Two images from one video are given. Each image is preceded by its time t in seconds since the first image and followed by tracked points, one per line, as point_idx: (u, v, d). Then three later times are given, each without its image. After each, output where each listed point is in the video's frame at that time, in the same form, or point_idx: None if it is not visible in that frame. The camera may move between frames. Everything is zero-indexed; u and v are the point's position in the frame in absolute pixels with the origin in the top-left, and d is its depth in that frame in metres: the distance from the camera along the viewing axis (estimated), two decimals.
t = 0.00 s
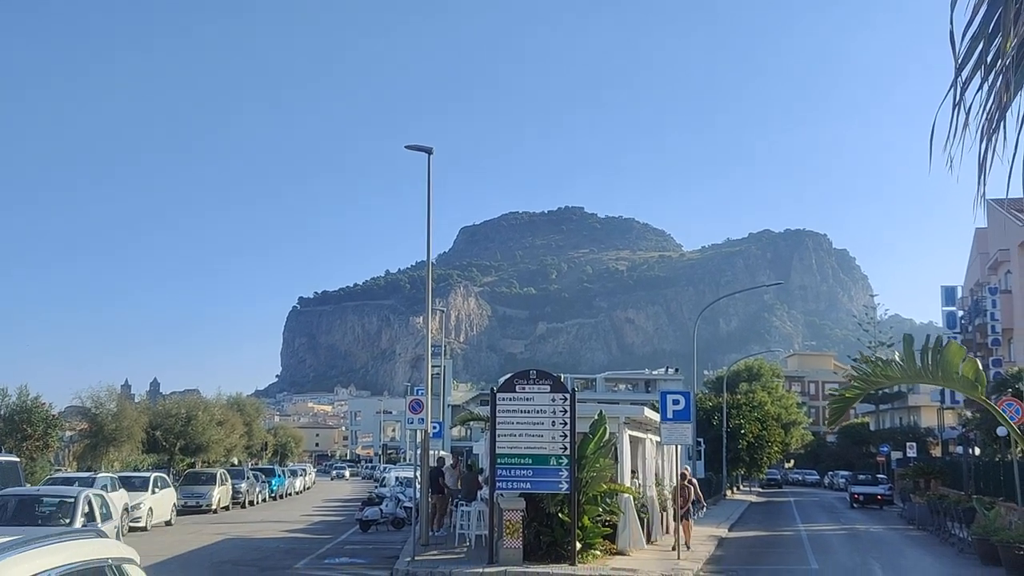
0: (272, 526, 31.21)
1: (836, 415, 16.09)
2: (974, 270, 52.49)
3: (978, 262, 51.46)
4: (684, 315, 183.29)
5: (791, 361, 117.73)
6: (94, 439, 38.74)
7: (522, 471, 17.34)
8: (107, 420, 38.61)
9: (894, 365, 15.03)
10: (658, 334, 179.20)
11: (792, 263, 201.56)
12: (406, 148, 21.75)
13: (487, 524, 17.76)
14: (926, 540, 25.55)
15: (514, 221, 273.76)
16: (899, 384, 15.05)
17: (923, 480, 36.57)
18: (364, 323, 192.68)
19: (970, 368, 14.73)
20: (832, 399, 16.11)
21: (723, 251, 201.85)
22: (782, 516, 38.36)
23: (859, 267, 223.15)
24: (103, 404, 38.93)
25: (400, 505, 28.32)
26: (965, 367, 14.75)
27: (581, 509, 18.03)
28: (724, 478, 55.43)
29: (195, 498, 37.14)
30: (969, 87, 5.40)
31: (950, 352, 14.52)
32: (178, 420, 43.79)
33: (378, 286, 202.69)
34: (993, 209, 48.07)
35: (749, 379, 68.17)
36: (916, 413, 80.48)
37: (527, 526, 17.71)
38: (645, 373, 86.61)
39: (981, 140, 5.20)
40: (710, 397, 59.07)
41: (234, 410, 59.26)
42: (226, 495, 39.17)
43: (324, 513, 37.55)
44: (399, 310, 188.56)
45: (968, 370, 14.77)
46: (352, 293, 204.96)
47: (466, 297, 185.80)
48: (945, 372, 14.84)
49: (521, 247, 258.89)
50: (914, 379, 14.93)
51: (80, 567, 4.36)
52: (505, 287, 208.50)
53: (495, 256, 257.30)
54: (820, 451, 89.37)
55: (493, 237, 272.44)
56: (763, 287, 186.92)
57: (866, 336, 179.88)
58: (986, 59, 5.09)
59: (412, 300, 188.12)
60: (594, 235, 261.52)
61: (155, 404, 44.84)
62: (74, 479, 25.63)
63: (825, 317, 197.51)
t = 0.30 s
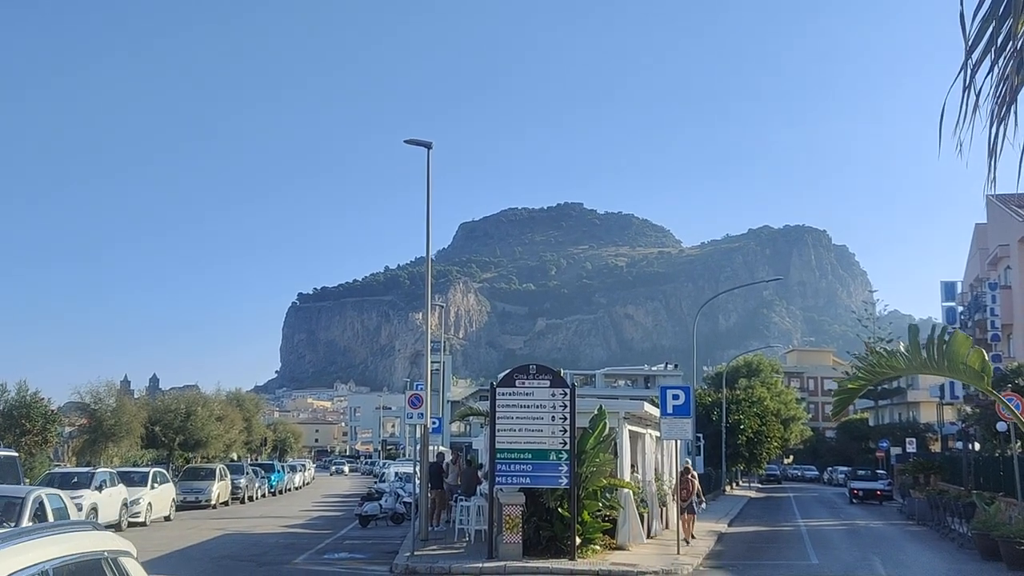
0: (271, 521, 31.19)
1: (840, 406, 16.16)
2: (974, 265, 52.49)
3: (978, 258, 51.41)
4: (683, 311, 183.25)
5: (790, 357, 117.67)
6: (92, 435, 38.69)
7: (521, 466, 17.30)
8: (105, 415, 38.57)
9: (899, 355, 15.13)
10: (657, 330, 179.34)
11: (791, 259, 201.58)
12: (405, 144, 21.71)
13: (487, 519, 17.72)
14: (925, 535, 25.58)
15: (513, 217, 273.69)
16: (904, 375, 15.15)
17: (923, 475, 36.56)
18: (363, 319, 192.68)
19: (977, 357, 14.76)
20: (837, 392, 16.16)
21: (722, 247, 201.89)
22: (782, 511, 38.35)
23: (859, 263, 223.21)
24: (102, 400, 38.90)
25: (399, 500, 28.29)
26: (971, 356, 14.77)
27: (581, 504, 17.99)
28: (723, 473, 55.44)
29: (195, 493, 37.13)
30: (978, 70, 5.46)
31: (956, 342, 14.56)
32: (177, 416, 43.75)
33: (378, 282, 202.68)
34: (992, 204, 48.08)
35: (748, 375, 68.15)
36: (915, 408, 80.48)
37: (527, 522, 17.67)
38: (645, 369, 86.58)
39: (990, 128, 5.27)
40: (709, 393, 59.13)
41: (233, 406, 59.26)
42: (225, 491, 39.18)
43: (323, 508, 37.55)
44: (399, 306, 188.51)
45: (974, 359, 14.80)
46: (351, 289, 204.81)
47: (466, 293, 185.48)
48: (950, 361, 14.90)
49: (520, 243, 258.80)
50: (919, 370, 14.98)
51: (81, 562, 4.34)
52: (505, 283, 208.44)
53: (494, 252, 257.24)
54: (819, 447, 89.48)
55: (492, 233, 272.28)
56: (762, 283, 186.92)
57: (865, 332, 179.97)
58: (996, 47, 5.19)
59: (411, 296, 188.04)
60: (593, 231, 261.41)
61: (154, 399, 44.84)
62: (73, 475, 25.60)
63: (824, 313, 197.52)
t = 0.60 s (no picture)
0: (272, 518, 31.10)
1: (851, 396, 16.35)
2: (977, 263, 52.32)
3: (981, 255, 51.24)
4: (686, 309, 183.04)
5: (793, 355, 117.45)
6: (94, 431, 38.59)
7: (524, 463, 17.20)
8: (107, 412, 38.54)
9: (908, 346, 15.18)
10: (660, 328, 179.20)
11: (794, 257, 201.38)
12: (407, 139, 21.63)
13: (489, 516, 17.59)
14: (929, 532, 25.49)
15: (516, 215, 273.51)
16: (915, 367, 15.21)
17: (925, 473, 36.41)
18: (366, 317, 192.63)
19: (990, 348, 14.72)
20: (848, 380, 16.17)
21: (725, 245, 201.63)
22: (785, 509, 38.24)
23: (861, 261, 222.98)
24: (103, 397, 38.86)
25: (401, 497, 28.20)
26: (984, 348, 14.76)
27: (583, 501, 17.89)
28: (725, 471, 55.23)
29: (196, 490, 37.01)
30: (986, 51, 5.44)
31: (969, 332, 14.54)
32: (179, 412, 43.68)
33: (380, 280, 202.48)
34: (997, 201, 47.89)
35: (750, 372, 67.97)
36: (918, 406, 80.34)
37: (528, 518, 17.59)
38: (647, 366, 86.45)
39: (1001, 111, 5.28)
40: (711, 390, 59.06)
41: (235, 403, 59.32)
42: (227, 487, 39.13)
43: (326, 505, 37.49)
44: (401, 304, 188.28)
45: (988, 350, 14.75)
46: (354, 287, 204.61)
47: (468, 291, 185.35)
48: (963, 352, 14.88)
49: (523, 241, 258.60)
50: (931, 360, 14.99)
51: (68, 561, 4.25)
52: (507, 280, 208.21)
53: (497, 250, 257.22)
54: (822, 444, 89.43)
55: (495, 231, 272.16)
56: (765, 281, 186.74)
57: (868, 330, 179.71)
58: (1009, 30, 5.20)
59: (414, 294, 187.71)
60: (595, 229, 261.29)
61: (156, 396, 44.77)
62: (72, 472, 25.56)
63: (826, 311, 197.27)
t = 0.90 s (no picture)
0: (273, 520, 30.93)
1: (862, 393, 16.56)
2: (980, 263, 52.17)
3: (985, 256, 51.03)
4: (689, 310, 182.85)
5: (796, 356, 117.14)
6: (94, 432, 38.44)
7: (525, 464, 17.02)
8: (107, 413, 38.39)
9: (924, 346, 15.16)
10: (662, 329, 179.11)
11: (797, 258, 201.06)
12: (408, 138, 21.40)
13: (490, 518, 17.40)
14: (934, 535, 25.29)
15: (519, 216, 273.28)
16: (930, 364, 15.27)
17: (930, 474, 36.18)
18: (368, 318, 192.57)
19: (1008, 347, 14.84)
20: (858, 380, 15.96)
21: (728, 246, 201.33)
22: (788, 511, 37.98)
23: (864, 262, 222.66)
24: (104, 397, 38.70)
25: (402, 499, 28.02)
26: (1003, 346, 14.85)
27: (585, 503, 17.70)
28: (728, 472, 55.05)
29: (197, 491, 36.88)
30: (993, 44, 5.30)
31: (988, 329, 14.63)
32: (179, 413, 43.52)
33: (383, 281, 202.35)
34: (1001, 202, 47.65)
35: (754, 373, 67.71)
36: (922, 407, 80.15)
37: (530, 521, 17.40)
38: (650, 367, 86.20)
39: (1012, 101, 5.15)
40: (714, 391, 58.94)
41: (237, 403, 59.30)
42: (228, 488, 39.00)
43: (327, 507, 37.36)
44: (404, 305, 188.17)
45: (1006, 349, 14.87)
46: (357, 287, 204.53)
47: (471, 292, 185.24)
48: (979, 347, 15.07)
49: (525, 242, 258.36)
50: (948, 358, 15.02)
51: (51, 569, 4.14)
52: (509, 281, 208.01)
53: (499, 251, 257.08)
54: (826, 446, 89.24)
55: (497, 232, 271.94)
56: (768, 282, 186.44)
57: (871, 331, 179.42)
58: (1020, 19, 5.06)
59: (416, 295, 187.49)
60: (598, 230, 261.13)
61: (157, 397, 44.59)
62: (71, 473, 25.40)
63: (829, 312, 196.93)
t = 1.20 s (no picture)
0: (269, 519, 30.79)
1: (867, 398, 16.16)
2: (979, 260, 52.03)
3: (984, 253, 50.91)
4: (686, 307, 182.84)
5: (794, 354, 117.05)
6: (90, 432, 38.22)
7: (523, 464, 16.85)
8: (103, 412, 38.20)
9: (944, 335, 14.79)
10: (660, 327, 179.02)
11: (794, 256, 201.07)
12: (405, 134, 21.24)
13: (488, 517, 17.20)
14: (934, 533, 25.19)
15: (516, 215, 273.10)
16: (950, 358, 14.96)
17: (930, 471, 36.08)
18: (366, 316, 192.20)
19: None
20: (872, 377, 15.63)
21: (725, 244, 201.37)
22: (787, 509, 37.89)
23: (862, 260, 222.85)
24: (99, 396, 38.51)
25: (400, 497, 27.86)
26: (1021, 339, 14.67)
27: (584, 502, 17.52)
28: (727, 471, 54.94)
29: (194, 490, 36.64)
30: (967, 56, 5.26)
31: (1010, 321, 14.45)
32: (176, 412, 43.30)
33: (380, 280, 201.89)
34: (1000, 198, 47.55)
35: (752, 371, 67.55)
36: (920, 405, 80.35)
37: (528, 520, 17.22)
38: (648, 365, 85.98)
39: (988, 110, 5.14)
40: (713, 389, 58.74)
41: (234, 402, 59.15)
42: (225, 487, 38.81)
43: (325, 506, 37.24)
44: (401, 304, 187.79)
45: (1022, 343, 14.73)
46: (355, 286, 204.08)
47: (468, 290, 185.09)
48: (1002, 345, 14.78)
49: (522, 240, 258.25)
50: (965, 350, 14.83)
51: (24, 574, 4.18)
52: (507, 279, 207.86)
53: (497, 249, 256.96)
54: (824, 444, 89.28)
55: (494, 230, 271.78)
56: (766, 280, 186.45)
57: (869, 329, 179.53)
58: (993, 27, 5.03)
59: (414, 294, 187.14)
60: (595, 228, 261.16)
61: (153, 396, 44.35)
62: (66, 473, 25.23)
63: (827, 310, 196.94)
